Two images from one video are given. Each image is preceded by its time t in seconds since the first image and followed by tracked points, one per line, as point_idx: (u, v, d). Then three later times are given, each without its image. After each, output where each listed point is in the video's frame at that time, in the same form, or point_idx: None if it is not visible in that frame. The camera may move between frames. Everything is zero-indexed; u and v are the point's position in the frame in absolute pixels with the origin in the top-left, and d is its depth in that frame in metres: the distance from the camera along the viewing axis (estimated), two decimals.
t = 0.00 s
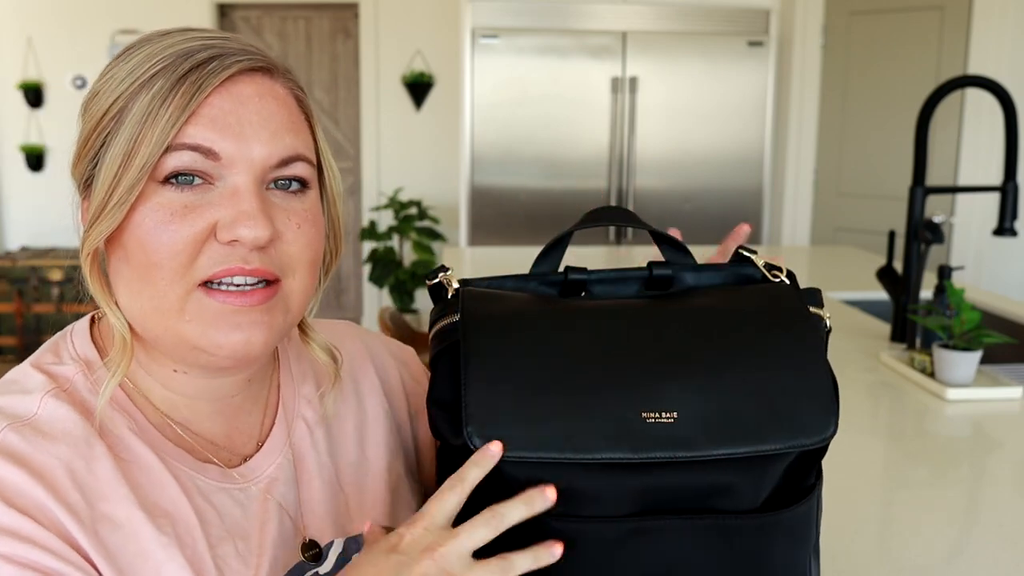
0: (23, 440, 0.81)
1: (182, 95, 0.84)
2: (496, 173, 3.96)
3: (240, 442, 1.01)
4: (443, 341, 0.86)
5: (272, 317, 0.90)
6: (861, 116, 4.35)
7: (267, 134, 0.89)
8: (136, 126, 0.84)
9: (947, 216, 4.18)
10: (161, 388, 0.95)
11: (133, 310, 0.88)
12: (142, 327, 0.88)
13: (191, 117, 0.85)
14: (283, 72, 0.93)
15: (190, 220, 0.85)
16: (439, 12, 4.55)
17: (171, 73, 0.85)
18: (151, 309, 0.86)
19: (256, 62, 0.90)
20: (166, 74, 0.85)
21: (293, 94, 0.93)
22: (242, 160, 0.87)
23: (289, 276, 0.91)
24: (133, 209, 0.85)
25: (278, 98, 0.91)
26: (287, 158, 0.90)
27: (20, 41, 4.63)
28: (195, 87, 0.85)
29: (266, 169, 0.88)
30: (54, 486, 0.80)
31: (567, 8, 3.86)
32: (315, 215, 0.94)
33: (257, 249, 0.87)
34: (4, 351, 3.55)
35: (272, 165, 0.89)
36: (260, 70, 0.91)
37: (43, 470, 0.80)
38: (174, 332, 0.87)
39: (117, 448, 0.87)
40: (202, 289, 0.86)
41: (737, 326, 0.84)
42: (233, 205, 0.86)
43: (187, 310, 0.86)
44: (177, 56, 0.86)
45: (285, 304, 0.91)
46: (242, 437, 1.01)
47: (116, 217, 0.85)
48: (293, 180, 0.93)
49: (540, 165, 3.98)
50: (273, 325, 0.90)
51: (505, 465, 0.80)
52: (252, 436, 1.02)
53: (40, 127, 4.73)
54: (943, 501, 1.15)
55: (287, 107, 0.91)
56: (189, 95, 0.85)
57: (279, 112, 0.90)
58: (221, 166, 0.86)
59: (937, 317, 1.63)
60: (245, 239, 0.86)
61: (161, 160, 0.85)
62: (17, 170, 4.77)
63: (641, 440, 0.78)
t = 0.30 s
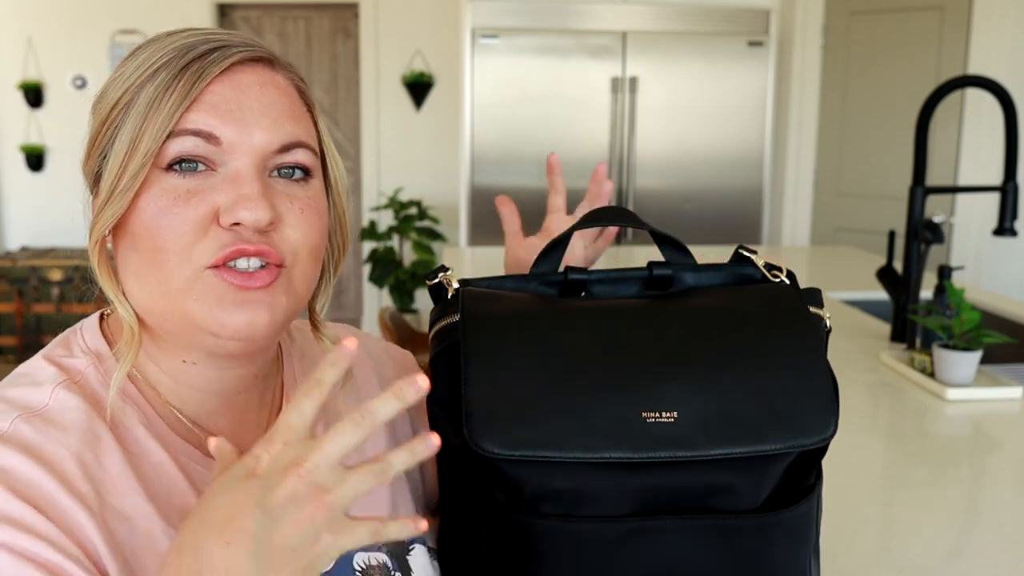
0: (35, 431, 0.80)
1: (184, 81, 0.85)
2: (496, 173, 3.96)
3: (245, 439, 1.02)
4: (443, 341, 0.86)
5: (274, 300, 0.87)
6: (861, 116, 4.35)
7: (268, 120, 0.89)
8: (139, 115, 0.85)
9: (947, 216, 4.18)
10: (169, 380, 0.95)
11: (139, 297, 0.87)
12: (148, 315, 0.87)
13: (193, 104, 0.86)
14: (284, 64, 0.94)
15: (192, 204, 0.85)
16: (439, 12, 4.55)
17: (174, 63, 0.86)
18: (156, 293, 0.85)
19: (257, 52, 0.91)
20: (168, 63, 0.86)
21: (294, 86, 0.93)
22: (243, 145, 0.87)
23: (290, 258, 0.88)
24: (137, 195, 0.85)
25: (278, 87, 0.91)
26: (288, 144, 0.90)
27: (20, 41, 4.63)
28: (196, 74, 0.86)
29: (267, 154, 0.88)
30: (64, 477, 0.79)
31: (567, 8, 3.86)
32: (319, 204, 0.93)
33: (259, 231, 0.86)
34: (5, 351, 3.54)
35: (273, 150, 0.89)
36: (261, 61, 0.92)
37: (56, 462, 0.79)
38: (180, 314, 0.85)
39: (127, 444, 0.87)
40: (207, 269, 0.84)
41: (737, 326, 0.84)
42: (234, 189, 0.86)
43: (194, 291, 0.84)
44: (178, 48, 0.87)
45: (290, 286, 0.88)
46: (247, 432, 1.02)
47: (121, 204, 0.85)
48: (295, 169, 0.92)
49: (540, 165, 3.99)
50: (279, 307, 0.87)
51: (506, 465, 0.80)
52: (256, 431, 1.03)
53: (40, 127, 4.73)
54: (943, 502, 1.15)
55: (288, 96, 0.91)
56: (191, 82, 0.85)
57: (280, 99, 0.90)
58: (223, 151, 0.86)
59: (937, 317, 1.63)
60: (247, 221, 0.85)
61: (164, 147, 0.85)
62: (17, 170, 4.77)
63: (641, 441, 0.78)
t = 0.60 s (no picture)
0: (18, 450, 0.80)
1: (189, 97, 0.85)
2: (496, 173, 3.96)
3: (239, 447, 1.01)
4: (443, 341, 0.86)
5: (247, 328, 0.88)
6: (861, 116, 4.35)
7: (269, 145, 0.88)
8: (139, 122, 0.85)
9: (947, 216, 4.18)
10: (160, 390, 0.94)
11: (122, 306, 0.87)
12: (131, 326, 0.88)
13: (194, 118, 0.86)
14: (297, 85, 0.93)
15: (179, 222, 0.85)
16: (439, 12, 4.55)
17: (183, 74, 0.86)
18: (138, 307, 0.86)
19: (269, 72, 0.90)
20: (175, 75, 0.85)
21: (306, 110, 0.93)
22: (239, 167, 0.87)
23: (270, 296, 0.90)
24: (126, 203, 0.85)
25: (286, 110, 0.90)
26: (287, 169, 0.90)
27: (20, 41, 4.63)
28: (202, 89, 0.86)
29: (262, 178, 0.88)
30: (48, 500, 0.79)
31: (567, 8, 3.86)
32: (313, 232, 0.93)
33: (242, 259, 0.86)
34: (5, 352, 3.55)
35: (270, 175, 0.89)
36: (273, 80, 0.91)
37: (37, 485, 0.80)
38: (156, 330, 0.86)
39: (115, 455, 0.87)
40: (185, 289, 0.85)
41: (737, 326, 0.84)
42: (223, 211, 0.86)
43: (167, 308, 0.85)
44: (189, 59, 0.87)
45: (263, 317, 0.90)
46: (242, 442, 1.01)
47: (111, 209, 0.85)
48: (294, 195, 0.92)
49: (540, 165, 3.98)
50: (252, 337, 0.89)
51: (507, 465, 0.80)
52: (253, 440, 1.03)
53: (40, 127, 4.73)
54: (943, 501, 1.15)
55: (294, 119, 0.91)
56: (194, 98, 0.85)
57: (284, 123, 0.90)
58: (217, 171, 0.86)
59: (937, 317, 1.63)
60: (232, 248, 0.85)
61: (158, 158, 0.85)
62: (16, 170, 4.77)
63: (641, 440, 0.78)
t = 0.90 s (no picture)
0: (25, 443, 0.80)
1: (194, 92, 0.84)
2: (496, 173, 3.96)
3: (244, 443, 1.01)
4: (443, 341, 0.86)
5: (269, 319, 0.89)
6: (861, 116, 4.35)
7: (278, 135, 0.88)
8: (146, 120, 0.84)
9: (947, 216, 4.18)
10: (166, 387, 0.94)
11: (135, 304, 0.87)
12: (145, 322, 0.87)
13: (202, 112, 0.85)
14: (296, 75, 0.93)
15: (195, 217, 0.84)
16: (440, 12, 4.55)
17: (185, 69, 0.85)
18: (155, 304, 0.86)
19: (269, 62, 0.90)
20: (178, 70, 0.85)
21: (304, 97, 0.93)
22: (251, 158, 0.87)
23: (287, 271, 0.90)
24: (139, 203, 0.84)
25: (288, 99, 0.90)
26: (296, 157, 0.90)
27: (20, 41, 4.63)
28: (207, 83, 0.85)
29: (273, 168, 0.88)
30: (55, 491, 0.79)
31: (567, 8, 3.86)
32: (320, 221, 0.94)
33: (259, 249, 0.86)
34: (5, 351, 3.54)
35: (281, 165, 0.89)
36: (273, 70, 0.91)
37: (45, 476, 0.79)
38: (176, 326, 0.86)
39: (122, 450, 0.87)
40: (204, 283, 0.85)
41: (738, 325, 0.84)
42: (238, 203, 0.86)
43: (188, 305, 0.85)
44: (188, 54, 0.86)
45: (282, 305, 0.90)
46: (245, 438, 1.01)
47: (124, 209, 0.84)
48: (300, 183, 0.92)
49: (540, 165, 3.98)
50: (272, 325, 0.89)
51: (508, 465, 0.80)
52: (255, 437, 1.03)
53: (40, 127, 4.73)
54: (943, 501, 1.15)
55: (296, 108, 0.91)
56: (200, 92, 0.84)
57: (288, 112, 0.90)
58: (230, 164, 0.86)
59: (937, 317, 1.63)
60: (250, 238, 0.85)
61: (170, 156, 0.85)
62: (17, 170, 4.77)
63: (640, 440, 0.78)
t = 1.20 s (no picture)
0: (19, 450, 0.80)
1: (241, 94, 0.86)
2: (496, 173, 3.96)
3: (237, 441, 1.01)
4: (443, 341, 0.85)
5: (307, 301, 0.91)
6: (861, 116, 4.35)
7: (311, 128, 0.92)
8: (196, 124, 0.84)
9: (947, 216, 4.18)
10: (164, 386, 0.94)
11: (184, 307, 0.87)
12: (200, 322, 0.87)
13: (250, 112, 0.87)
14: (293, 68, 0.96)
15: (256, 213, 0.86)
16: (439, 12, 4.55)
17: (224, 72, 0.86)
18: (215, 302, 0.86)
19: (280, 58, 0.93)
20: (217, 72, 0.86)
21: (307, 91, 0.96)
22: (297, 152, 0.90)
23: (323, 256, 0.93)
24: (202, 207, 0.84)
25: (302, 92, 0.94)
26: (320, 148, 0.94)
27: (20, 41, 4.63)
28: (251, 84, 0.87)
29: (309, 159, 0.92)
30: (54, 495, 0.79)
31: (567, 8, 3.86)
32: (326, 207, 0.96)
33: (312, 237, 0.90)
34: (4, 351, 3.55)
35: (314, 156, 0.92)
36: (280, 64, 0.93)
37: (43, 481, 0.79)
38: (236, 321, 0.87)
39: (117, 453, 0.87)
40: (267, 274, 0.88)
41: (737, 325, 0.84)
42: (293, 194, 0.88)
43: (255, 298, 0.87)
44: (215, 55, 0.87)
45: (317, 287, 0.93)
46: (238, 435, 1.02)
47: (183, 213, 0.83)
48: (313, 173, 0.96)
49: (540, 165, 3.98)
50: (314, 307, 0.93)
51: (508, 465, 0.80)
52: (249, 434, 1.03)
53: (40, 127, 4.73)
54: (943, 502, 1.15)
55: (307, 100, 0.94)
56: (249, 93, 0.87)
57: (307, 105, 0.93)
58: (279, 160, 0.89)
59: (937, 317, 1.63)
60: (307, 228, 0.89)
61: (228, 158, 0.85)
62: (16, 170, 4.77)
63: (641, 441, 0.78)
